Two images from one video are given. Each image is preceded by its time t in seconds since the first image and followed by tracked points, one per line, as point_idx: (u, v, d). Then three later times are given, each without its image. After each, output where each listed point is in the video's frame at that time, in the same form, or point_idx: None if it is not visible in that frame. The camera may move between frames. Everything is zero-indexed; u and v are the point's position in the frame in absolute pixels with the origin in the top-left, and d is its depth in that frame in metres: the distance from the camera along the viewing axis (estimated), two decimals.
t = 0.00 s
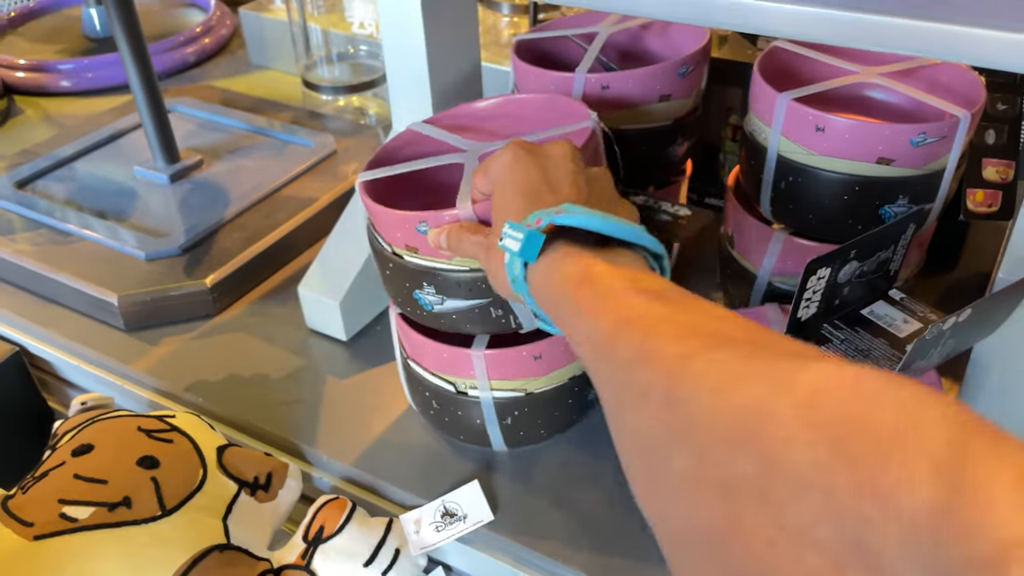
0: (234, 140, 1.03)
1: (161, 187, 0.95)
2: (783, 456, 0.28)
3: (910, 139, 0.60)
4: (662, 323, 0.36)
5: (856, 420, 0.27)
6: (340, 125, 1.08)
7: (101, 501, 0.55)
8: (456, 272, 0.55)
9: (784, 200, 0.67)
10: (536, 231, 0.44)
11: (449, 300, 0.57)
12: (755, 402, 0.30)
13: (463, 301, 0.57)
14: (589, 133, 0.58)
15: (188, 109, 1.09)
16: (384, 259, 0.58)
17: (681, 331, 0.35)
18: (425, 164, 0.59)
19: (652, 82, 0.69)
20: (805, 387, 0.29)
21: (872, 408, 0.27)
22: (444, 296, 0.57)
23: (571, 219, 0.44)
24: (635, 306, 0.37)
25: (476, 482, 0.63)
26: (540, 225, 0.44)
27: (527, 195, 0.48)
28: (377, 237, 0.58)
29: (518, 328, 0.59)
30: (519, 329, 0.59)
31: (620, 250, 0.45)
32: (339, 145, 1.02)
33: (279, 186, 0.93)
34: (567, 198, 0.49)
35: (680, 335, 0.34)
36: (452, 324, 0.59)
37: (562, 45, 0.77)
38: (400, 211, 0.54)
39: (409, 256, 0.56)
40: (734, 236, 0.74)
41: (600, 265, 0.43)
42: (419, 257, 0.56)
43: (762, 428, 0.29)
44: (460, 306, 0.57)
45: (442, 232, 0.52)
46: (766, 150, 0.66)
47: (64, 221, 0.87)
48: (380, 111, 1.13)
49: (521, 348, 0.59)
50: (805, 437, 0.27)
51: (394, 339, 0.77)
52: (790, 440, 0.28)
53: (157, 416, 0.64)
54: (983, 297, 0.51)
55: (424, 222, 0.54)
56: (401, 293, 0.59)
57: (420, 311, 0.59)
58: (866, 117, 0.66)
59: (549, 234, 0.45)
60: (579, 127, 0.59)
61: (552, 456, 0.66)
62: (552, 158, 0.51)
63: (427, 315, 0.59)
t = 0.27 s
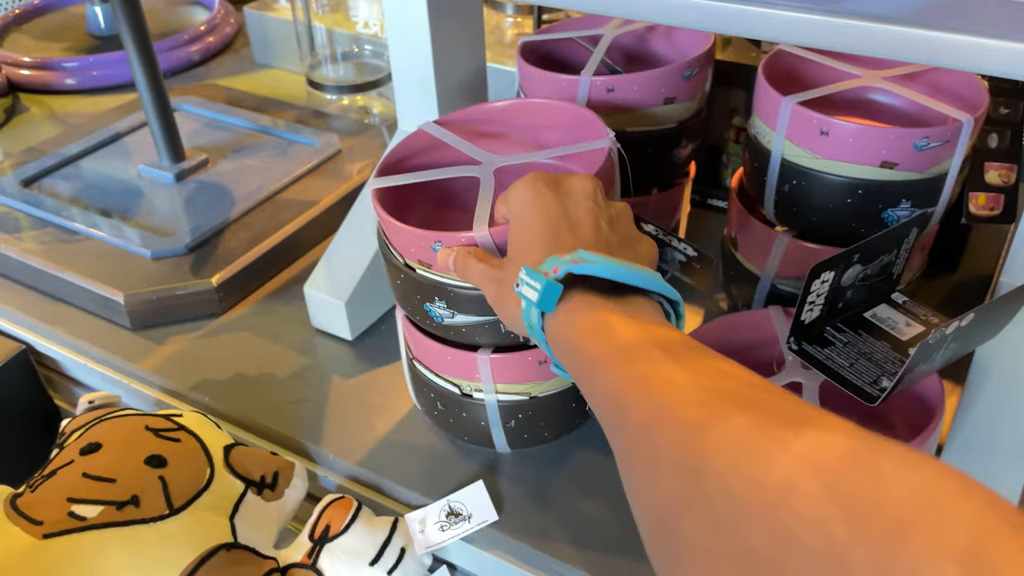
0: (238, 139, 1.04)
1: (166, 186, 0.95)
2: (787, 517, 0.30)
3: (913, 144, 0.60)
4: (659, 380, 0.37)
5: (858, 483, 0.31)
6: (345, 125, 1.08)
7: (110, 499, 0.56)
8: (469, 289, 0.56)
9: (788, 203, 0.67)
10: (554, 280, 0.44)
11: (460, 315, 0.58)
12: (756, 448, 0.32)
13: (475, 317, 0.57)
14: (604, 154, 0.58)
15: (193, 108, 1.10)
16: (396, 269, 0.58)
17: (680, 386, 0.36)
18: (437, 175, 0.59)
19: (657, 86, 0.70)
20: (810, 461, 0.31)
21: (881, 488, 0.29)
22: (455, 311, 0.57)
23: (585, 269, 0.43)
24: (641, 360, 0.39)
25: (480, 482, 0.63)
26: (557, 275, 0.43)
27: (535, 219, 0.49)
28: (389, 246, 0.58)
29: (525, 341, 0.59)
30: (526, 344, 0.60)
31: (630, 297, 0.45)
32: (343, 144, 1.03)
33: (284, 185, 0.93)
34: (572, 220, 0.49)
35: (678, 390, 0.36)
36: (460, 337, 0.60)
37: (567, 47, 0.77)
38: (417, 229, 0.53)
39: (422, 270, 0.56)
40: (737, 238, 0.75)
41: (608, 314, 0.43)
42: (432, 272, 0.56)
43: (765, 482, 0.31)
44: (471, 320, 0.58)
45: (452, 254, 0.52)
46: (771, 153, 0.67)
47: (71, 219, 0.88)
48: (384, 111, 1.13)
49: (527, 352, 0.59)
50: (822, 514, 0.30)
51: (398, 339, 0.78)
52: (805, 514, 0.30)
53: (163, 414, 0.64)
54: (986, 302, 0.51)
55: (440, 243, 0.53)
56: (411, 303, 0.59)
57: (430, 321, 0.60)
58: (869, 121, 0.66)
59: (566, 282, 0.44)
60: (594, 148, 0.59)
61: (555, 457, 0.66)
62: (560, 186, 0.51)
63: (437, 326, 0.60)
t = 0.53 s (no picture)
0: (242, 128, 1.03)
1: (170, 174, 0.95)
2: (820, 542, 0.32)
3: (926, 132, 0.60)
4: (716, 404, 0.38)
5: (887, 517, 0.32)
6: (349, 114, 1.08)
7: (118, 485, 0.55)
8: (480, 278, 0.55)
9: (798, 192, 0.67)
10: (605, 316, 0.42)
11: (469, 304, 0.57)
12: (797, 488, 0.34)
13: (485, 305, 0.57)
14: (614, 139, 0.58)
15: (197, 97, 1.09)
16: (405, 258, 0.58)
17: (736, 415, 0.37)
18: (446, 161, 0.58)
19: (667, 74, 0.69)
20: (844, 495, 0.33)
21: (916, 518, 0.31)
22: (465, 300, 0.57)
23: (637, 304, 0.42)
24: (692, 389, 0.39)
25: (489, 470, 0.63)
26: (607, 310, 0.42)
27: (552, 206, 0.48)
28: (398, 235, 0.58)
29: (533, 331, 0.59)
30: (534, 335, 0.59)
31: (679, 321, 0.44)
32: (348, 134, 1.02)
33: (289, 174, 0.93)
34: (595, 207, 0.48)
35: (732, 414, 0.37)
36: (474, 325, 0.59)
37: (575, 35, 0.77)
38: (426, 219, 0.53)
39: (431, 259, 0.56)
40: (746, 227, 0.75)
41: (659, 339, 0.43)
42: (442, 261, 0.55)
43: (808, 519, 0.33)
44: (481, 309, 0.58)
45: (487, 272, 0.51)
46: (781, 141, 0.67)
47: (74, 207, 0.87)
48: (388, 101, 1.13)
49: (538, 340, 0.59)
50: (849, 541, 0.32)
51: (404, 328, 0.78)
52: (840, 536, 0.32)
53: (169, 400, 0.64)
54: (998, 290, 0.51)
55: (449, 231, 0.53)
56: (421, 293, 0.59)
57: (439, 310, 0.60)
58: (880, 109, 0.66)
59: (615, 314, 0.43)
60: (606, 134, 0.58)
61: (564, 446, 0.66)
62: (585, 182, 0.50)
63: (446, 315, 0.59)
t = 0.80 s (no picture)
0: (249, 123, 1.03)
1: (177, 169, 0.94)
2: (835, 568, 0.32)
3: (937, 131, 0.60)
4: (711, 449, 0.37)
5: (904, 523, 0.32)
6: (356, 110, 1.07)
7: (127, 480, 0.55)
8: (488, 274, 0.55)
9: (807, 190, 0.67)
10: (592, 351, 0.44)
11: (476, 300, 0.57)
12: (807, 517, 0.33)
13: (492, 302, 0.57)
14: (620, 133, 0.58)
15: (203, 92, 1.09)
16: (413, 256, 0.58)
17: (740, 446, 0.37)
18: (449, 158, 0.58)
19: (676, 72, 0.69)
20: (859, 515, 0.33)
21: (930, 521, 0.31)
22: (473, 296, 0.57)
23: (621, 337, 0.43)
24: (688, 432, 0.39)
25: (496, 467, 0.63)
26: (594, 344, 0.43)
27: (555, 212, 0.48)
28: (405, 233, 0.58)
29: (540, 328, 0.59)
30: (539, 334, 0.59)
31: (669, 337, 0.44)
32: (354, 130, 1.02)
33: (296, 170, 0.93)
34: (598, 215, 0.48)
35: (730, 459, 0.36)
36: (479, 322, 0.59)
37: (583, 32, 0.77)
38: (432, 216, 0.54)
39: (439, 255, 0.56)
40: (754, 225, 0.75)
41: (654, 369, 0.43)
42: (450, 258, 0.55)
43: (813, 560, 0.32)
44: (488, 306, 0.57)
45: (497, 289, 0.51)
46: (791, 140, 0.66)
47: (81, 201, 0.87)
48: (395, 97, 1.12)
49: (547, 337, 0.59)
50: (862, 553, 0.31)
51: (412, 325, 0.77)
52: (857, 539, 0.32)
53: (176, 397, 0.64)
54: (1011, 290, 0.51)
55: (455, 227, 0.53)
56: (427, 290, 0.59)
57: (447, 308, 0.59)
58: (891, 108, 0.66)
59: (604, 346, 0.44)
60: (609, 129, 0.58)
61: (572, 443, 0.66)
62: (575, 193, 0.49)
63: (454, 312, 0.59)
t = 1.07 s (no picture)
0: (255, 112, 1.03)
1: (183, 157, 0.95)
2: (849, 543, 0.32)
3: (943, 120, 0.60)
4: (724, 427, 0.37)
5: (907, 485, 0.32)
6: (362, 100, 1.07)
7: (133, 462, 0.56)
8: (495, 263, 0.55)
9: (812, 179, 0.67)
10: (592, 343, 0.45)
11: (483, 289, 0.57)
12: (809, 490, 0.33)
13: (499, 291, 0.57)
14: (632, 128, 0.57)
15: (210, 81, 1.09)
16: (420, 243, 0.58)
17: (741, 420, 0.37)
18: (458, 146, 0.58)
19: (682, 60, 0.69)
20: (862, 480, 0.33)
21: (931, 499, 0.31)
22: (480, 285, 0.57)
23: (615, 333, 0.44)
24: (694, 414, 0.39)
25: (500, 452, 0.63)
26: (593, 336, 0.44)
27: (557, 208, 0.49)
28: (413, 219, 0.58)
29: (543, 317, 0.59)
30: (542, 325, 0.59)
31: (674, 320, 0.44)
32: (360, 119, 1.02)
33: (302, 158, 0.93)
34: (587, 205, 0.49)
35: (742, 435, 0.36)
36: (484, 310, 0.59)
37: (589, 20, 0.77)
38: (443, 205, 0.54)
39: (447, 244, 0.56)
40: (758, 215, 0.74)
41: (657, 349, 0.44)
42: (458, 246, 0.56)
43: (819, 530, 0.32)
44: (494, 295, 0.58)
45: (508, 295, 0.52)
46: (796, 128, 0.66)
47: (88, 188, 0.88)
48: (401, 87, 1.12)
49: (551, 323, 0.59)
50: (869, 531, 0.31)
51: (417, 312, 0.78)
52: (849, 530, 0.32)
53: (182, 381, 0.65)
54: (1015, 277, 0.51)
55: (465, 216, 0.53)
56: (434, 277, 0.59)
57: (453, 295, 0.60)
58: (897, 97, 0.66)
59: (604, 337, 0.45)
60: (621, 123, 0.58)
61: (576, 430, 0.66)
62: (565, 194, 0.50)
63: (460, 300, 0.60)
